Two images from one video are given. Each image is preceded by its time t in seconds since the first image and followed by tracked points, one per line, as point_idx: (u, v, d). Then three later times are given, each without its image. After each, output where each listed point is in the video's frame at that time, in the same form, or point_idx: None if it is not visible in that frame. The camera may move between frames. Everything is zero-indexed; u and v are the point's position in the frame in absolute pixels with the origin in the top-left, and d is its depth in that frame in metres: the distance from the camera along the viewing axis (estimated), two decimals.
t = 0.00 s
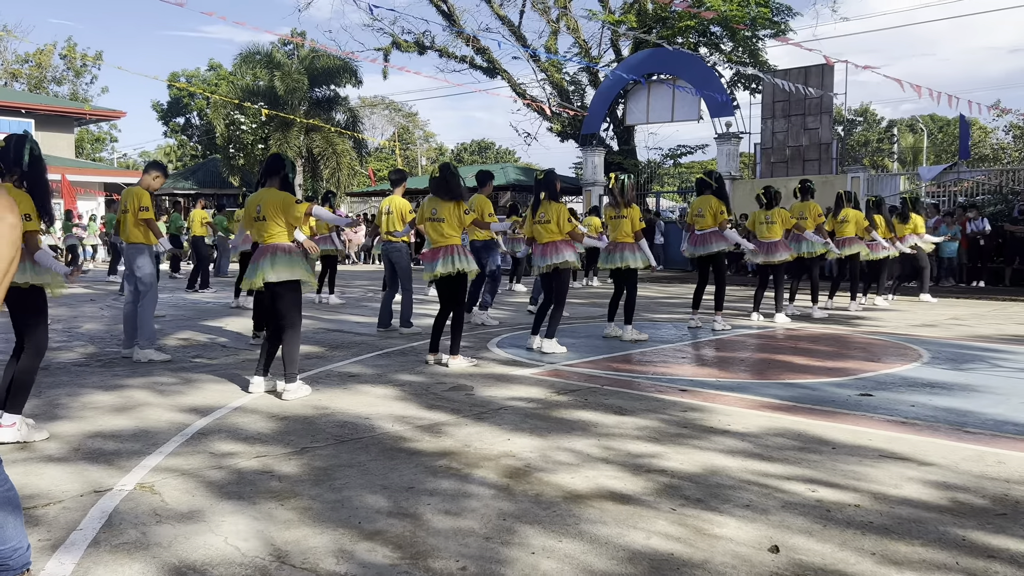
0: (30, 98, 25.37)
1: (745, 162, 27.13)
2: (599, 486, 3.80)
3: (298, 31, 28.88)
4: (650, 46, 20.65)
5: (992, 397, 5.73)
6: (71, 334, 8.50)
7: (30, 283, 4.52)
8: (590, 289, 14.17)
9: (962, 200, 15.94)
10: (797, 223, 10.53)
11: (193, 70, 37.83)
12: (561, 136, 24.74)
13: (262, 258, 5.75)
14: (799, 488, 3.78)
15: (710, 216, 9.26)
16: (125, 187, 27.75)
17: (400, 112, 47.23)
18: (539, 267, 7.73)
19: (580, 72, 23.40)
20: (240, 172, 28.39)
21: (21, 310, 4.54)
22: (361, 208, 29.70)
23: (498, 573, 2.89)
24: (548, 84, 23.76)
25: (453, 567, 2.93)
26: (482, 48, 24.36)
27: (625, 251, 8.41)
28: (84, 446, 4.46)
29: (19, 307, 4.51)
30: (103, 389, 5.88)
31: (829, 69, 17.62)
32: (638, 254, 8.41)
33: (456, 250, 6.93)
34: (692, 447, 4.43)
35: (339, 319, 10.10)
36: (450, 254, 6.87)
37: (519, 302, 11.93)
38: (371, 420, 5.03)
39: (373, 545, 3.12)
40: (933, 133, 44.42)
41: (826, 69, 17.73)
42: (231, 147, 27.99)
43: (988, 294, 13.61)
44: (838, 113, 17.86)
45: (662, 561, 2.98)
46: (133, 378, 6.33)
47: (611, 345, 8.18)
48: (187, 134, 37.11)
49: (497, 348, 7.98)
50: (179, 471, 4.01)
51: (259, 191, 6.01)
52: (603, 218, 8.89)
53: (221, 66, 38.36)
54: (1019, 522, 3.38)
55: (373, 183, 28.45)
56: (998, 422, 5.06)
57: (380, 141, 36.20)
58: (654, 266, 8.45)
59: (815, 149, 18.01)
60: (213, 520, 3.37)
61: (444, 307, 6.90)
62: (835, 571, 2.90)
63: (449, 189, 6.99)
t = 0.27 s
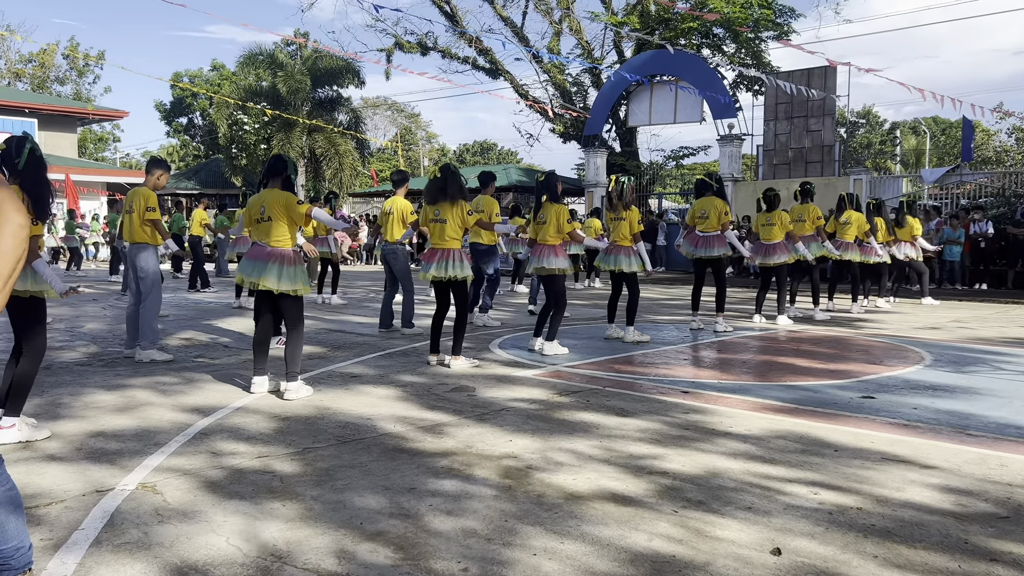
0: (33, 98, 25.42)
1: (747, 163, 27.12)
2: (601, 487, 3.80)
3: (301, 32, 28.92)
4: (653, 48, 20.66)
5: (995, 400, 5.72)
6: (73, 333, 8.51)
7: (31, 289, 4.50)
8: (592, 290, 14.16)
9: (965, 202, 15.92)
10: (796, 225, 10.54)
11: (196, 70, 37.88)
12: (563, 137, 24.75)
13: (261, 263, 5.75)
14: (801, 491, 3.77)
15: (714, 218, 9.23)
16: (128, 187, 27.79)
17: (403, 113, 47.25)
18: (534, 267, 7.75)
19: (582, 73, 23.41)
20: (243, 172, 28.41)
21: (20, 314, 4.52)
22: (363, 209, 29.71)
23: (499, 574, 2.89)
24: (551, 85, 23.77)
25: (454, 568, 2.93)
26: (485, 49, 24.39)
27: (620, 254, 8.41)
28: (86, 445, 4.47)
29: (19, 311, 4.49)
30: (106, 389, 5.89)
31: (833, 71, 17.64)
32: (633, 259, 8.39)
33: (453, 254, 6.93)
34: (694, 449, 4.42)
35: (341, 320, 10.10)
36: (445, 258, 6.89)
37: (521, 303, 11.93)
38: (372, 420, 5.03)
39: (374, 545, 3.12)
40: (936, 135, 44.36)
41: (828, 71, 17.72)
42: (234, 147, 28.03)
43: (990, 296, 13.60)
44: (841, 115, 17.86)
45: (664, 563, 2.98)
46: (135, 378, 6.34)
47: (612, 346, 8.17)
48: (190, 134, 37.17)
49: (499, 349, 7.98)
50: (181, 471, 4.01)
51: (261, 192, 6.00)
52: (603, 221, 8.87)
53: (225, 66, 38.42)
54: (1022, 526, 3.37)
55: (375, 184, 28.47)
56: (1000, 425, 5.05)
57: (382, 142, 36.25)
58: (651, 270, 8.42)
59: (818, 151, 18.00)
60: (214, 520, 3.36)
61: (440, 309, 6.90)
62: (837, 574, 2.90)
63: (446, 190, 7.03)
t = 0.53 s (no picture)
0: (36, 96, 25.45)
1: (750, 164, 27.12)
2: (603, 488, 3.79)
3: (304, 31, 28.93)
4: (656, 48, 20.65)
5: (997, 402, 5.71)
6: (76, 332, 8.51)
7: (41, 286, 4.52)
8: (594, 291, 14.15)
9: (968, 204, 15.90)
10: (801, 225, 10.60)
11: (198, 69, 37.90)
12: (566, 137, 24.75)
13: (271, 259, 5.73)
14: (804, 492, 3.77)
15: (725, 219, 9.24)
16: (130, 186, 27.81)
17: (405, 112, 47.26)
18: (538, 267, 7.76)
19: (585, 73, 23.41)
20: (245, 171, 28.41)
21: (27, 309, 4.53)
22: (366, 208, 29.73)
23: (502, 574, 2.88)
24: (553, 85, 23.77)
25: (456, 568, 2.93)
26: (488, 49, 24.39)
27: (631, 253, 8.39)
28: (88, 444, 4.47)
29: (25, 307, 4.49)
30: (108, 388, 5.89)
31: (835, 72, 17.57)
32: (642, 257, 8.37)
33: (455, 255, 6.96)
34: (697, 450, 4.42)
35: (343, 319, 10.10)
36: (447, 259, 6.92)
37: (523, 303, 11.92)
38: (375, 420, 5.03)
39: (376, 545, 3.12)
40: (939, 136, 44.31)
41: (831, 72, 17.70)
42: (237, 146, 28.06)
43: (992, 297, 13.57)
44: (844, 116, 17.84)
45: (666, 564, 2.97)
46: (137, 377, 6.34)
47: (616, 346, 8.16)
48: (193, 134, 37.19)
49: (501, 349, 7.97)
50: (183, 469, 4.01)
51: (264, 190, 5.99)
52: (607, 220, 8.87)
53: (228, 65, 38.44)
54: None
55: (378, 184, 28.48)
56: (1003, 426, 5.05)
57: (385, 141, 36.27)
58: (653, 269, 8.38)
59: (820, 152, 17.98)
60: (216, 519, 3.37)
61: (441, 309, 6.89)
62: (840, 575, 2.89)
63: (449, 189, 7.02)
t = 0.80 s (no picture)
0: (39, 94, 25.48)
1: (752, 163, 27.10)
2: (606, 487, 3.79)
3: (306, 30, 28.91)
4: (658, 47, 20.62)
5: (1000, 402, 5.70)
6: (78, 330, 8.52)
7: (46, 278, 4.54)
8: (596, 290, 14.15)
9: (971, 204, 15.89)
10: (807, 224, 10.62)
11: (201, 67, 37.91)
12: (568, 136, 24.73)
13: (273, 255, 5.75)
14: (807, 492, 3.76)
15: (727, 215, 9.23)
16: (133, 184, 27.82)
17: (407, 111, 47.23)
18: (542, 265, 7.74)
19: (587, 72, 23.39)
20: (247, 170, 28.42)
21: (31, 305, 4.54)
22: (368, 207, 29.73)
23: (505, 573, 2.88)
24: (556, 84, 23.76)
25: (459, 567, 2.92)
26: (490, 47, 24.38)
27: (640, 250, 8.40)
28: (91, 441, 4.47)
29: (29, 301, 4.50)
30: (111, 386, 5.90)
31: (838, 71, 17.56)
32: (652, 253, 8.40)
33: (464, 249, 6.93)
34: (699, 450, 4.41)
35: (345, 318, 10.10)
36: (457, 252, 6.88)
37: (525, 302, 11.91)
38: (377, 418, 5.03)
39: (379, 543, 3.12)
40: (941, 136, 44.24)
41: (834, 71, 17.67)
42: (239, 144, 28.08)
43: (994, 298, 13.54)
44: (847, 115, 17.82)
45: (669, 564, 2.97)
46: (140, 375, 6.35)
47: (618, 346, 8.16)
48: (195, 132, 37.20)
49: (503, 348, 7.96)
50: (185, 468, 4.01)
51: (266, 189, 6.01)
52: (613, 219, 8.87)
53: (230, 63, 38.44)
54: None
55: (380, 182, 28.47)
56: (1006, 427, 5.04)
57: (387, 140, 36.26)
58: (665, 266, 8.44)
59: (823, 151, 17.96)
60: (219, 517, 3.37)
61: (445, 306, 6.88)
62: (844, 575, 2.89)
63: (456, 186, 7.02)
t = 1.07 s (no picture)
0: (41, 93, 25.49)
1: (755, 162, 27.07)
2: (608, 485, 3.79)
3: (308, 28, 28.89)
4: (660, 46, 20.62)
5: (1003, 401, 5.69)
6: (81, 328, 8.52)
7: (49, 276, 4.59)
8: (598, 288, 14.14)
9: (973, 203, 15.87)
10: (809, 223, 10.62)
11: (202, 65, 37.92)
12: (570, 135, 24.73)
13: (272, 252, 5.77)
14: (809, 490, 3.76)
15: (728, 216, 9.24)
16: (134, 182, 27.84)
17: (409, 109, 47.19)
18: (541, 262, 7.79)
19: (589, 71, 23.38)
20: (249, 168, 28.41)
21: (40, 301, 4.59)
22: (369, 205, 29.72)
23: (506, 571, 2.88)
24: (558, 82, 23.74)
25: (461, 565, 2.92)
26: (492, 46, 24.36)
27: (639, 248, 8.38)
28: (93, 439, 4.48)
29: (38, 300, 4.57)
30: (113, 384, 5.90)
31: (840, 69, 17.52)
32: (653, 253, 8.40)
33: (465, 248, 6.93)
34: (701, 448, 4.41)
35: (347, 316, 10.11)
36: (458, 251, 6.87)
37: (527, 300, 11.91)
38: (379, 416, 5.03)
39: (382, 542, 3.12)
40: (944, 135, 44.18)
41: (836, 69, 17.64)
42: (241, 143, 28.08)
43: (996, 297, 13.52)
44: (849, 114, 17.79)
45: (672, 562, 2.96)
46: (142, 373, 6.35)
47: (621, 344, 8.15)
48: (197, 130, 37.24)
49: (505, 346, 7.96)
50: (188, 466, 4.01)
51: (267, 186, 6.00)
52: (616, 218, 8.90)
53: (232, 62, 38.45)
54: None
55: (381, 181, 28.48)
56: (1009, 425, 5.03)
57: (388, 139, 36.26)
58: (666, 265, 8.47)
59: (825, 150, 17.93)
60: (221, 515, 3.37)
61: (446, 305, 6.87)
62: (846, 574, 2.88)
63: (456, 185, 7.07)
